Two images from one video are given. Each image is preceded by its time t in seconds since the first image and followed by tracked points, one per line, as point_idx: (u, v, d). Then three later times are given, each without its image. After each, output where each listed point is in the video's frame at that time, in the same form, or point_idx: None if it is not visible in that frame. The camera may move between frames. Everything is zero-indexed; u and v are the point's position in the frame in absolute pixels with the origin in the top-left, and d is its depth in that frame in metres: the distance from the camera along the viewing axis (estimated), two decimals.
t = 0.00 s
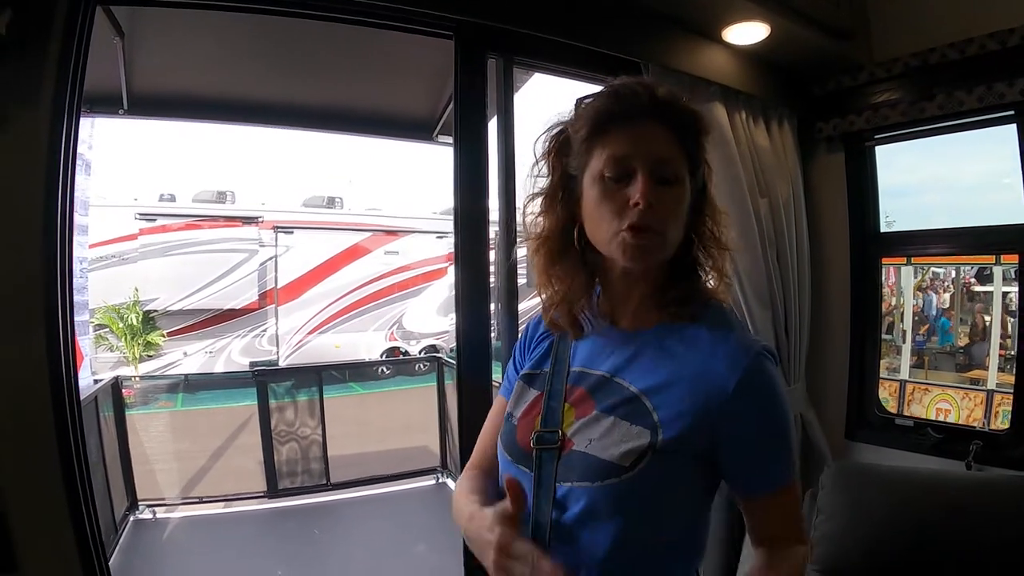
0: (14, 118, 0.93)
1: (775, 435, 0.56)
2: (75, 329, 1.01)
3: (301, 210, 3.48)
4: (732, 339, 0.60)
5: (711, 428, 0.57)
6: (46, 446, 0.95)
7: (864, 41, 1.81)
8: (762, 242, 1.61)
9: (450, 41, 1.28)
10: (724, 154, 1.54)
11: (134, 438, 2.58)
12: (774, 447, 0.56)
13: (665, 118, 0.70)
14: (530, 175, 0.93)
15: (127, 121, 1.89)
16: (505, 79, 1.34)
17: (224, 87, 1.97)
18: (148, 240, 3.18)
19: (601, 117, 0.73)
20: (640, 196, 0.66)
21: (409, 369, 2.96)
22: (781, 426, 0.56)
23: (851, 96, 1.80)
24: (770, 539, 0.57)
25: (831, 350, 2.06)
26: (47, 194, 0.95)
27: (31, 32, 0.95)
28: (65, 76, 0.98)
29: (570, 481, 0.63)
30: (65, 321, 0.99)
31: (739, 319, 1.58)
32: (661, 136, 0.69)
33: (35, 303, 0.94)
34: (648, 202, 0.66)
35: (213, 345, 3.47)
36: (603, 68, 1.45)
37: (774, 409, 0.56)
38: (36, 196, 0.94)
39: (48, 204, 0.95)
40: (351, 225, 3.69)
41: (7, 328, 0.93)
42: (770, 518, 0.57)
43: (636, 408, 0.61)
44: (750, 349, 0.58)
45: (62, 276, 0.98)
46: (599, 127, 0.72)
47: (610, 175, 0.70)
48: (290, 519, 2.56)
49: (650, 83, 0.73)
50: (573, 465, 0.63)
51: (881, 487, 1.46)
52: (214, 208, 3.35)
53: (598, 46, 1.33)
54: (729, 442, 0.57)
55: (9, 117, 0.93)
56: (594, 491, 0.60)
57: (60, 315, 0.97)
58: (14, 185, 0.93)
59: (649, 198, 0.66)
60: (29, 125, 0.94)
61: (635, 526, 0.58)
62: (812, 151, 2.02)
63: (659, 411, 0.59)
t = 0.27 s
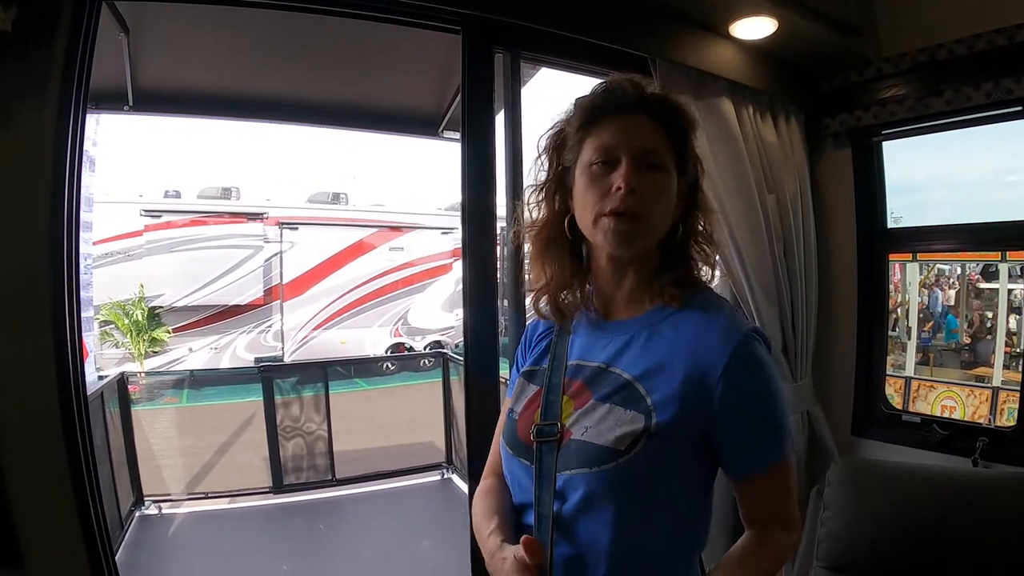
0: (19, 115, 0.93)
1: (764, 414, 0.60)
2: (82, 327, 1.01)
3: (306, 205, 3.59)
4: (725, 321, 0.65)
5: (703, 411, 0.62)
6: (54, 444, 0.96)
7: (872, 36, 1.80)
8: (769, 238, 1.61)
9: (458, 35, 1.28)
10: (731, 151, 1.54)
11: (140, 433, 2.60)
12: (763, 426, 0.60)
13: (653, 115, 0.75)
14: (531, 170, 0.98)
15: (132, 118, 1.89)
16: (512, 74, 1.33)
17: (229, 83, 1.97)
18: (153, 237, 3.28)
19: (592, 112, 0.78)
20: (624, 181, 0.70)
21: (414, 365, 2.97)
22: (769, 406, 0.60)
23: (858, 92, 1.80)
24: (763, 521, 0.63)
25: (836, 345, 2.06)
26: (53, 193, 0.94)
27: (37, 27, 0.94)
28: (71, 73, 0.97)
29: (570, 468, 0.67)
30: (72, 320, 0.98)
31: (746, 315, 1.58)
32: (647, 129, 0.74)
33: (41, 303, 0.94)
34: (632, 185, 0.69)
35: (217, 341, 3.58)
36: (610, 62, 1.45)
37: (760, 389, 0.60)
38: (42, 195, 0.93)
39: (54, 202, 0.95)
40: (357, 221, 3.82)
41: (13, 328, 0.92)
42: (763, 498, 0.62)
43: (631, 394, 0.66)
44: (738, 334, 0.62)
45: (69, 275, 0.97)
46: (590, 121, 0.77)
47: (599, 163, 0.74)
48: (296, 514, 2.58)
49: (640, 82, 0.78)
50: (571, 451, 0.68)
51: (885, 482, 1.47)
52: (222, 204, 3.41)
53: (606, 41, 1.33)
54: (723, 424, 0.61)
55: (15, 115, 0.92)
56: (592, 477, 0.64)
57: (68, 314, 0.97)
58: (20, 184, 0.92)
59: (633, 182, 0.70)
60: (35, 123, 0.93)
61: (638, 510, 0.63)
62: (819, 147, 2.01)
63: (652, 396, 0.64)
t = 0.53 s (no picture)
0: (29, 114, 0.93)
1: (758, 401, 0.59)
2: (92, 327, 1.01)
3: (311, 205, 3.65)
4: (722, 311, 0.64)
5: (696, 400, 0.62)
6: (62, 444, 0.95)
7: (879, 34, 1.80)
8: (778, 236, 1.61)
9: (466, 34, 1.28)
10: (740, 149, 1.54)
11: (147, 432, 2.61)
12: (758, 413, 0.59)
13: (642, 119, 0.76)
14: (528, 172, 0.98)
15: (138, 117, 1.90)
16: (521, 71, 1.34)
17: (235, 82, 1.96)
18: (159, 236, 3.31)
19: (579, 121, 0.79)
20: (611, 188, 0.71)
21: (419, 364, 2.98)
22: (763, 393, 0.60)
23: (865, 90, 1.80)
24: (769, 511, 0.62)
25: (843, 344, 2.06)
26: (61, 192, 0.94)
27: (46, 26, 0.95)
28: (79, 72, 0.97)
29: (570, 460, 0.69)
30: (79, 319, 0.98)
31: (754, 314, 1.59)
32: (632, 134, 0.75)
33: (51, 301, 0.94)
34: (620, 192, 0.71)
35: (223, 340, 3.57)
36: (619, 61, 1.45)
37: (753, 377, 0.60)
38: (50, 194, 0.93)
39: (63, 201, 0.94)
40: (362, 220, 3.87)
41: (22, 328, 0.92)
42: (766, 487, 0.61)
43: (626, 384, 0.67)
44: (728, 322, 0.62)
45: (77, 275, 0.97)
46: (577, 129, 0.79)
47: (588, 171, 0.76)
48: (302, 513, 2.58)
49: (625, 86, 0.79)
50: (570, 442, 0.69)
51: (893, 482, 1.46)
52: (227, 203, 3.45)
53: (615, 40, 1.33)
54: (718, 412, 0.61)
55: (25, 114, 0.93)
56: (591, 465, 0.66)
57: (75, 314, 0.97)
58: (29, 183, 0.92)
59: (621, 189, 0.71)
60: (44, 122, 0.93)
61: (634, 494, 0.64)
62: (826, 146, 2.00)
63: (645, 385, 0.65)
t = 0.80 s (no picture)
0: (35, 114, 0.92)
1: (761, 396, 0.60)
2: (99, 326, 1.01)
3: (315, 205, 3.67)
4: (726, 310, 0.64)
5: (698, 396, 0.62)
6: (68, 442, 0.95)
7: (885, 34, 1.80)
8: (784, 235, 1.61)
9: (473, 33, 1.29)
10: (746, 149, 1.55)
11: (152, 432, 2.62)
12: (761, 408, 0.59)
13: (642, 117, 0.77)
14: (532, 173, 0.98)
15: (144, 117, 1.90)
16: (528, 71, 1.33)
17: (240, 82, 1.96)
18: (163, 236, 3.32)
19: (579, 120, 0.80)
20: (614, 182, 0.72)
21: (423, 364, 2.99)
22: (766, 389, 0.60)
23: (871, 90, 1.80)
24: (769, 507, 0.62)
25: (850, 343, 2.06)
26: (68, 195, 0.94)
27: (52, 24, 0.94)
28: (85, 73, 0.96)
29: (572, 459, 0.69)
30: (86, 321, 0.98)
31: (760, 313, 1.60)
32: (633, 130, 0.75)
33: (59, 300, 0.94)
34: (621, 186, 0.71)
35: (227, 340, 3.60)
36: (625, 60, 1.45)
37: (756, 372, 0.60)
38: (58, 195, 0.93)
39: (69, 203, 0.94)
40: (366, 220, 3.88)
41: (28, 330, 0.92)
42: (767, 484, 0.61)
43: (628, 382, 0.68)
44: (732, 317, 0.62)
45: (84, 275, 0.97)
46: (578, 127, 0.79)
47: (590, 168, 0.76)
48: (306, 513, 2.59)
49: (625, 84, 0.79)
50: (573, 440, 0.69)
51: (899, 482, 1.46)
52: (231, 203, 3.46)
53: (622, 39, 1.33)
54: (720, 408, 0.61)
55: (31, 113, 0.92)
56: (593, 465, 0.66)
57: (82, 317, 0.97)
58: (36, 184, 0.92)
59: (623, 183, 0.72)
60: (51, 122, 0.93)
61: (638, 494, 0.64)
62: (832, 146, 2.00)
63: (648, 384, 0.66)
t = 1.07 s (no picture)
0: (36, 115, 0.92)
1: (753, 408, 0.59)
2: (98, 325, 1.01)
3: (315, 205, 3.66)
4: (720, 319, 0.64)
5: (690, 405, 0.62)
6: (68, 440, 0.95)
7: (885, 34, 1.80)
8: (783, 235, 1.61)
9: (473, 34, 1.28)
10: (747, 149, 1.55)
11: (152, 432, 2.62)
12: (753, 419, 0.58)
13: (615, 124, 0.77)
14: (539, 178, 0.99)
15: (143, 117, 1.89)
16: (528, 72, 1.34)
17: (239, 82, 1.96)
18: (163, 237, 3.31)
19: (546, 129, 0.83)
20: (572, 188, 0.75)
21: (424, 365, 2.99)
22: (760, 401, 0.59)
23: (872, 90, 1.80)
24: (763, 521, 0.60)
25: (850, 343, 2.06)
26: (69, 196, 0.94)
27: (52, 25, 0.94)
28: (86, 75, 0.97)
29: (566, 464, 0.70)
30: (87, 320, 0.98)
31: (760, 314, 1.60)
32: (597, 132, 0.76)
33: (59, 300, 0.93)
34: (578, 191, 0.74)
35: (227, 340, 3.60)
36: (625, 61, 1.45)
37: (750, 383, 0.59)
38: (59, 196, 0.93)
39: (70, 204, 0.94)
40: (366, 221, 3.88)
41: (29, 332, 0.92)
42: (762, 500, 0.60)
43: (622, 390, 0.69)
44: (727, 326, 0.62)
45: (84, 275, 0.97)
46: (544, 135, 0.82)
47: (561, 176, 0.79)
48: (306, 513, 2.59)
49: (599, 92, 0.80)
50: (568, 445, 0.70)
51: (900, 482, 1.46)
52: (231, 204, 3.46)
53: (622, 40, 1.33)
54: (711, 416, 0.61)
55: (31, 113, 0.92)
56: (586, 472, 0.66)
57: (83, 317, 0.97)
58: (36, 185, 0.92)
59: (581, 188, 0.74)
60: (51, 122, 0.93)
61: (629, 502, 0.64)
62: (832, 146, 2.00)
63: (641, 392, 0.66)
